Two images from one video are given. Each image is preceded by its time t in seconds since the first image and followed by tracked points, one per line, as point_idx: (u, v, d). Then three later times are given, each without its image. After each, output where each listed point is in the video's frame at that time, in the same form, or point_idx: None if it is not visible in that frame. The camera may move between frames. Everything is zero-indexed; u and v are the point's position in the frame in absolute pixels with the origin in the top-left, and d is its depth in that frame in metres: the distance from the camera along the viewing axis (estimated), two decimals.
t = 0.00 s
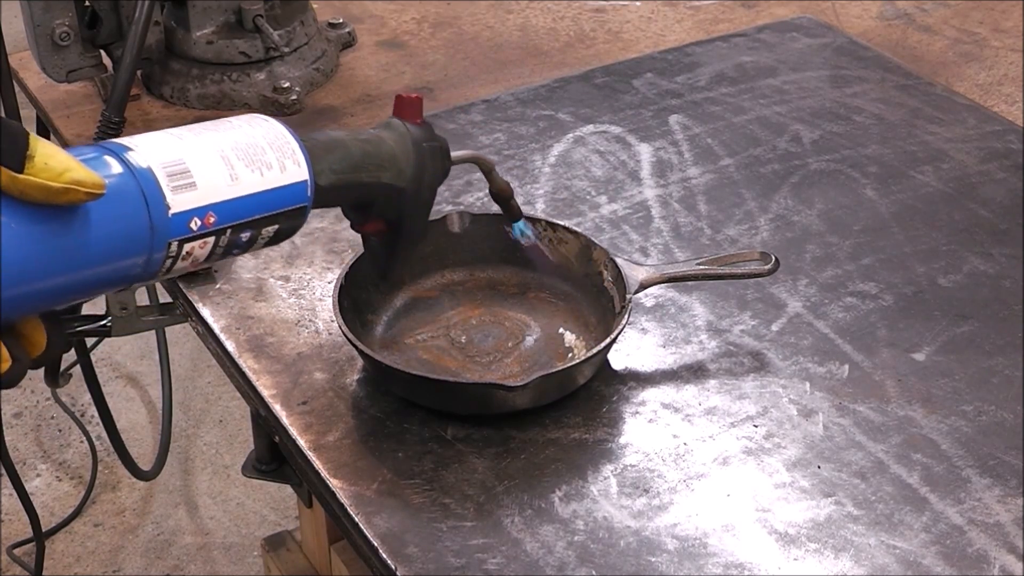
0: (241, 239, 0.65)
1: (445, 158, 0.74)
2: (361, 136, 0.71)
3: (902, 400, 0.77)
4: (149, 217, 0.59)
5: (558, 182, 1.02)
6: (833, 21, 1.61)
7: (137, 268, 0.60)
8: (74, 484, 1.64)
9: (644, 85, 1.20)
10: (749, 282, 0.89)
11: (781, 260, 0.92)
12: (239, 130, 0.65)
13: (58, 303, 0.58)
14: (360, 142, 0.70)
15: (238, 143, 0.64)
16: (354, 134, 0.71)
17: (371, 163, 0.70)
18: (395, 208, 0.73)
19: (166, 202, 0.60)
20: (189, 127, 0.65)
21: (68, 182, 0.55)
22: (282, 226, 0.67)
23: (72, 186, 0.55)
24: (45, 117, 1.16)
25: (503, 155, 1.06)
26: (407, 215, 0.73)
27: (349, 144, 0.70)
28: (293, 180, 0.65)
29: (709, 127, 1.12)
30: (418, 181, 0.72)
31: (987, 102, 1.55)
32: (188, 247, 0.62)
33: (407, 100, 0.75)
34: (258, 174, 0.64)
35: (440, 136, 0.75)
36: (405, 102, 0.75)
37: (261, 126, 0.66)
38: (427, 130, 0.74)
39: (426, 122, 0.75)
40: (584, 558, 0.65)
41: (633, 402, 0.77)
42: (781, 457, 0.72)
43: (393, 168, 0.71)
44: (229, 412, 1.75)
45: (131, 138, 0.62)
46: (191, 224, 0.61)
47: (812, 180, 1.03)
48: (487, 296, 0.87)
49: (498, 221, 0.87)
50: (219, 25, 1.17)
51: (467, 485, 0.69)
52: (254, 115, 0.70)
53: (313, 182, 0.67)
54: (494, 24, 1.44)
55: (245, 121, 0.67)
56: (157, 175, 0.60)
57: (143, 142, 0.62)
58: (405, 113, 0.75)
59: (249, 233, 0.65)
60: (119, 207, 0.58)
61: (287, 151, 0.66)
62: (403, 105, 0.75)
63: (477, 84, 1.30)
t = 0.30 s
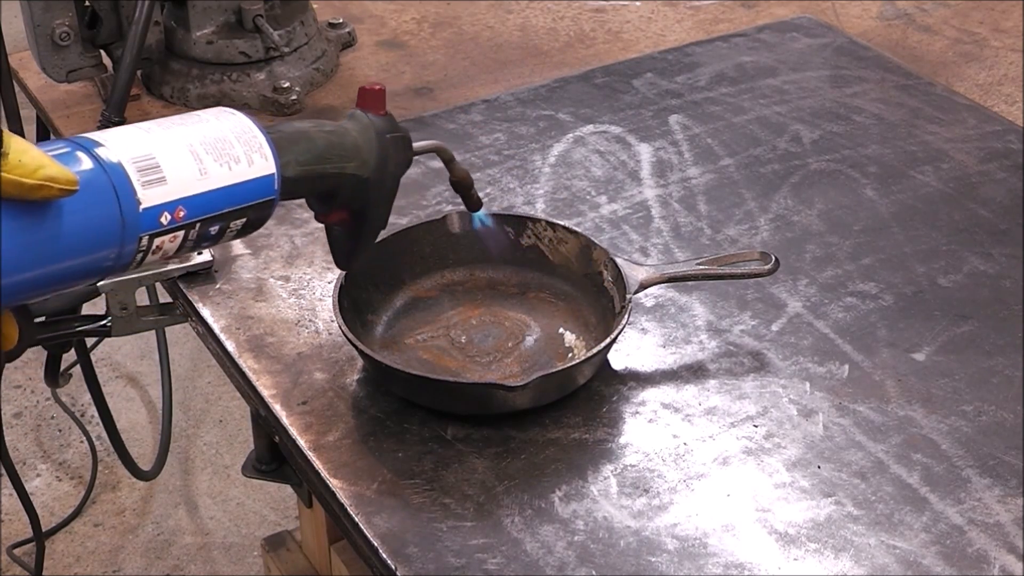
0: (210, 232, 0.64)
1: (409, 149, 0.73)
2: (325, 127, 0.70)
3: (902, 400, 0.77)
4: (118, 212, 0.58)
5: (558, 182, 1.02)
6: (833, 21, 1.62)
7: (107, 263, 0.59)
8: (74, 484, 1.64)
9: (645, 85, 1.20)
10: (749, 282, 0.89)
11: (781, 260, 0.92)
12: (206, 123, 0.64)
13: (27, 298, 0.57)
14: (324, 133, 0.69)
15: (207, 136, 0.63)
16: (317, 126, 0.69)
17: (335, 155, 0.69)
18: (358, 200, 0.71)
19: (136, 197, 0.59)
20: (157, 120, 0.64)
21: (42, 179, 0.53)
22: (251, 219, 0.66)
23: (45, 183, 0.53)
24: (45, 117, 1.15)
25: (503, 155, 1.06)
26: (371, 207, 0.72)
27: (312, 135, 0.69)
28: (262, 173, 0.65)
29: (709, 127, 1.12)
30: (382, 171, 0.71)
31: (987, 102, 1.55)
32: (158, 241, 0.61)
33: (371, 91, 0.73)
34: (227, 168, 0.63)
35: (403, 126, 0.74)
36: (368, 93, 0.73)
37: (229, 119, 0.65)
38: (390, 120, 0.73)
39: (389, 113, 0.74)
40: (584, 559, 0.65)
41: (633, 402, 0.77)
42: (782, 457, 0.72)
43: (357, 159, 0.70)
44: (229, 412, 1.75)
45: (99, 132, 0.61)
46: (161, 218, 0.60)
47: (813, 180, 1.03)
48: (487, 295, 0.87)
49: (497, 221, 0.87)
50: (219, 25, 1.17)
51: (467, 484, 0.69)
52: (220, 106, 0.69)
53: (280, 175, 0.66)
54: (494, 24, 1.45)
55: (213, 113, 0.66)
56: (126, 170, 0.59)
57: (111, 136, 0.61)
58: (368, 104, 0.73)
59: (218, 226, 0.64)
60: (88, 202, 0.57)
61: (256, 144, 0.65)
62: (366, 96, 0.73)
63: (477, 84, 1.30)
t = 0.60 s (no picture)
0: (222, 230, 0.65)
1: (417, 148, 0.74)
2: (332, 125, 0.70)
3: (902, 400, 0.77)
4: (132, 210, 0.59)
5: (558, 182, 1.02)
6: (833, 21, 1.62)
7: (121, 260, 0.60)
8: (74, 484, 1.64)
9: (645, 85, 1.20)
10: (749, 281, 0.89)
11: (781, 260, 0.92)
12: (218, 122, 0.65)
13: (40, 294, 0.57)
14: (331, 132, 0.70)
15: (219, 134, 0.64)
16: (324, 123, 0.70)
17: (342, 153, 0.70)
18: (365, 197, 0.72)
19: (150, 195, 0.60)
20: (169, 118, 0.65)
21: (55, 176, 0.54)
22: (262, 217, 0.67)
23: (57, 181, 0.54)
24: (45, 117, 1.15)
25: (503, 155, 1.06)
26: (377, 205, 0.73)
27: (319, 132, 0.69)
28: (274, 171, 0.65)
29: (709, 127, 1.12)
30: (387, 170, 0.71)
31: (987, 102, 1.55)
32: (172, 239, 0.62)
33: (381, 90, 0.74)
34: (239, 166, 0.64)
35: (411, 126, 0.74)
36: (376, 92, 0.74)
37: (240, 117, 0.66)
38: (397, 120, 0.73)
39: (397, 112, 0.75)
40: (584, 559, 0.65)
41: (632, 402, 0.77)
42: (782, 457, 0.73)
43: (364, 158, 0.70)
44: (229, 412, 1.75)
45: (112, 130, 0.62)
46: (175, 216, 0.61)
47: (813, 180, 1.03)
48: (487, 295, 0.87)
49: (497, 221, 0.87)
50: (219, 25, 1.17)
51: (467, 485, 0.69)
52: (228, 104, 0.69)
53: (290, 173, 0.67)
54: (494, 24, 1.45)
55: (224, 111, 0.67)
56: (140, 168, 0.60)
57: (123, 134, 0.61)
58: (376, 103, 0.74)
59: (230, 224, 0.65)
60: (102, 199, 0.58)
61: (267, 143, 0.66)
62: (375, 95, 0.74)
63: (477, 84, 1.30)
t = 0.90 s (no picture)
0: (268, 245, 0.63)
1: (472, 166, 0.73)
2: (384, 141, 0.69)
3: (902, 400, 0.77)
4: (172, 222, 0.58)
5: (559, 182, 1.02)
6: (833, 21, 1.62)
7: (161, 271, 0.59)
8: (74, 484, 1.64)
9: (645, 85, 1.20)
10: (749, 282, 0.89)
11: (781, 260, 0.92)
12: (265, 135, 0.64)
13: (79, 305, 0.57)
14: (384, 147, 0.69)
15: (266, 147, 0.63)
16: (376, 139, 0.69)
17: (394, 169, 0.69)
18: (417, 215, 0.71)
19: (192, 206, 0.59)
20: (216, 131, 0.64)
21: (94, 185, 0.54)
22: (309, 233, 0.65)
23: (98, 191, 0.54)
24: (45, 117, 1.16)
25: (503, 155, 1.06)
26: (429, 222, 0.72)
27: (371, 148, 0.68)
28: (321, 186, 0.64)
29: (709, 127, 1.12)
30: (440, 187, 0.71)
31: (987, 102, 1.55)
32: (214, 252, 0.61)
33: (437, 107, 0.72)
34: (286, 181, 0.62)
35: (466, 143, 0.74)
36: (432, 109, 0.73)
37: (289, 131, 0.65)
38: (453, 138, 0.73)
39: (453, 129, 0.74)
40: (584, 559, 0.65)
41: (633, 402, 0.77)
42: (781, 457, 0.72)
43: (417, 175, 0.70)
44: (229, 412, 1.75)
45: (157, 141, 0.61)
46: (217, 229, 0.60)
47: (812, 180, 1.03)
48: (487, 296, 0.87)
49: (497, 221, 0.87)
50: (219, 25, 1.17)
51: (467, 485, 0.69)
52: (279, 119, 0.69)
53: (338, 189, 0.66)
54: (494, 24, 1.45)
55: (273, 125, 0.66)
56: (182, 179, 0.59)
57: (168, 145, 0.61)
58: (432, 120, 0.73)
59: (275, 239, 0.63)
60: (143, 210, 0.57)
61: (315, 158, 0.64)
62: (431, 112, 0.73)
63: (477, 84, 1.30)
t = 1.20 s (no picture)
0: (286, 260, 0.61)
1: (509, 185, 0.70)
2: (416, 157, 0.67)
3: (902, 400, 0.77)
4: (183, 235, 0.56)
5: (558, 182, 1.02)
6: (833, 21, 1.62)
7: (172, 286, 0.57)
8: (74, 484, 1.64)
9: (644, 85, 1.20)
10: (749, 281, 0.89)
11: (781, 260, 0.92)
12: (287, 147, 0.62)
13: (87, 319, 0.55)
14: (415, 164, 0.66)
15: (285, 160, 0.60)
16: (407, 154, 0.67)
17: (426, 186, 0.66)
18: (451, 233, 0.68)
19: (204, 219, 0.57)
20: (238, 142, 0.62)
21: (98, 196, 0.52)
22: (331, 249, 0.63)
23: (101, 200, 0.52)
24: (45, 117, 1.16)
25: (503, 155, 1.06)
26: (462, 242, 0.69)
27: (402, 164, 0.66)
28: (343, 202, 0.62)
29: (709, 127, 1.12)
30: (476, 205, 0.68)
31: (987, 102, 1.55)
32: (228, 267, 0.59)
33: (470, 122, 0.70)
34: (305, 195, 0.60)
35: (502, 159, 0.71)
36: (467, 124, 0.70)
37: (312, 144, 0.63)
38: (489, 154, 0.70)
39: (489, 146, 0.70)
40: (584, 559, 0.65)
41: (633, 402, 0.77)
42: (781, 457, 0.72)
43: (451, 192, 0.67)
44: (229, 412, 1.75)
45: (174, 152, 0.60)
46: (230, 243, 0.58)
47: (812, 180, 1.03)
48: (487, 296, 0.87)
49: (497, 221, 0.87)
50: (219, 25, 1.17)
51: (467, 485, 0.69)
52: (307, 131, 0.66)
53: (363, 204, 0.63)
54: (494, 24, 1.45)
55: (297, 137, 0.63)
56: (195, 192, 0.57)
57: (183, 156, 0.59)
58: (466, 135, 0.70)
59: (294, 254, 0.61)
60: (153, 223, 0.55)
61: (338, 171, 0.62)
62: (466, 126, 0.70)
63: (477, 84, 1.30)
